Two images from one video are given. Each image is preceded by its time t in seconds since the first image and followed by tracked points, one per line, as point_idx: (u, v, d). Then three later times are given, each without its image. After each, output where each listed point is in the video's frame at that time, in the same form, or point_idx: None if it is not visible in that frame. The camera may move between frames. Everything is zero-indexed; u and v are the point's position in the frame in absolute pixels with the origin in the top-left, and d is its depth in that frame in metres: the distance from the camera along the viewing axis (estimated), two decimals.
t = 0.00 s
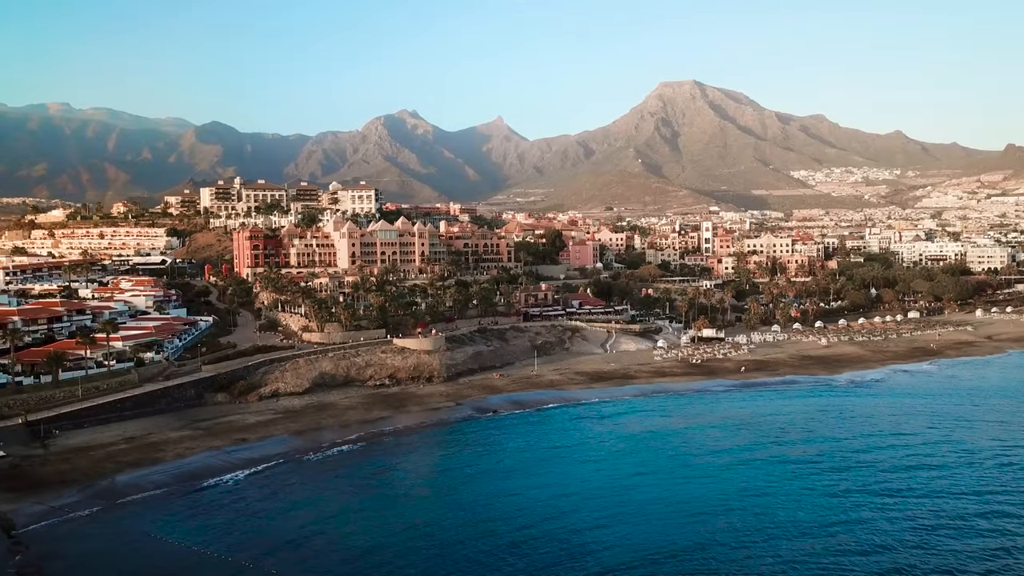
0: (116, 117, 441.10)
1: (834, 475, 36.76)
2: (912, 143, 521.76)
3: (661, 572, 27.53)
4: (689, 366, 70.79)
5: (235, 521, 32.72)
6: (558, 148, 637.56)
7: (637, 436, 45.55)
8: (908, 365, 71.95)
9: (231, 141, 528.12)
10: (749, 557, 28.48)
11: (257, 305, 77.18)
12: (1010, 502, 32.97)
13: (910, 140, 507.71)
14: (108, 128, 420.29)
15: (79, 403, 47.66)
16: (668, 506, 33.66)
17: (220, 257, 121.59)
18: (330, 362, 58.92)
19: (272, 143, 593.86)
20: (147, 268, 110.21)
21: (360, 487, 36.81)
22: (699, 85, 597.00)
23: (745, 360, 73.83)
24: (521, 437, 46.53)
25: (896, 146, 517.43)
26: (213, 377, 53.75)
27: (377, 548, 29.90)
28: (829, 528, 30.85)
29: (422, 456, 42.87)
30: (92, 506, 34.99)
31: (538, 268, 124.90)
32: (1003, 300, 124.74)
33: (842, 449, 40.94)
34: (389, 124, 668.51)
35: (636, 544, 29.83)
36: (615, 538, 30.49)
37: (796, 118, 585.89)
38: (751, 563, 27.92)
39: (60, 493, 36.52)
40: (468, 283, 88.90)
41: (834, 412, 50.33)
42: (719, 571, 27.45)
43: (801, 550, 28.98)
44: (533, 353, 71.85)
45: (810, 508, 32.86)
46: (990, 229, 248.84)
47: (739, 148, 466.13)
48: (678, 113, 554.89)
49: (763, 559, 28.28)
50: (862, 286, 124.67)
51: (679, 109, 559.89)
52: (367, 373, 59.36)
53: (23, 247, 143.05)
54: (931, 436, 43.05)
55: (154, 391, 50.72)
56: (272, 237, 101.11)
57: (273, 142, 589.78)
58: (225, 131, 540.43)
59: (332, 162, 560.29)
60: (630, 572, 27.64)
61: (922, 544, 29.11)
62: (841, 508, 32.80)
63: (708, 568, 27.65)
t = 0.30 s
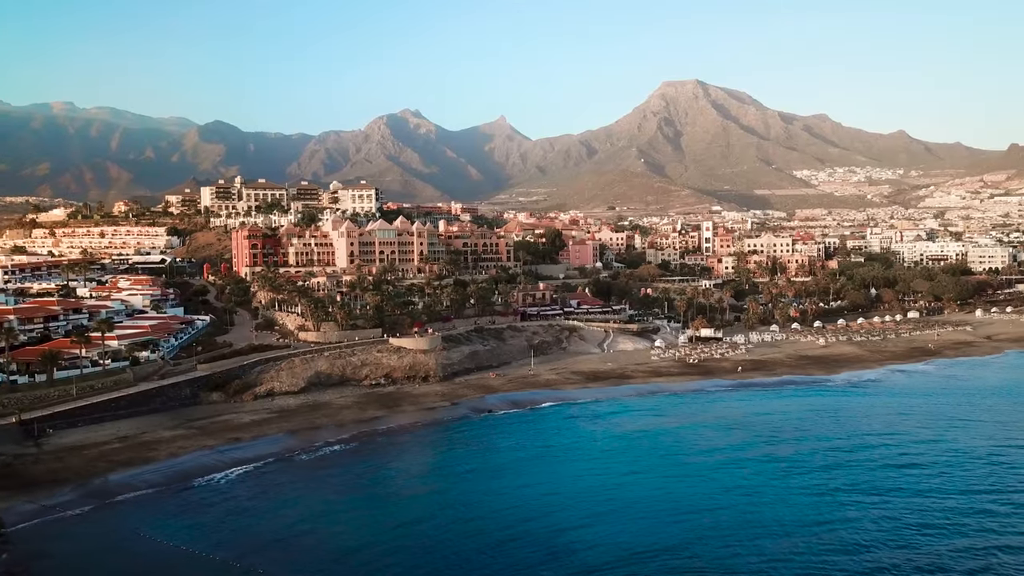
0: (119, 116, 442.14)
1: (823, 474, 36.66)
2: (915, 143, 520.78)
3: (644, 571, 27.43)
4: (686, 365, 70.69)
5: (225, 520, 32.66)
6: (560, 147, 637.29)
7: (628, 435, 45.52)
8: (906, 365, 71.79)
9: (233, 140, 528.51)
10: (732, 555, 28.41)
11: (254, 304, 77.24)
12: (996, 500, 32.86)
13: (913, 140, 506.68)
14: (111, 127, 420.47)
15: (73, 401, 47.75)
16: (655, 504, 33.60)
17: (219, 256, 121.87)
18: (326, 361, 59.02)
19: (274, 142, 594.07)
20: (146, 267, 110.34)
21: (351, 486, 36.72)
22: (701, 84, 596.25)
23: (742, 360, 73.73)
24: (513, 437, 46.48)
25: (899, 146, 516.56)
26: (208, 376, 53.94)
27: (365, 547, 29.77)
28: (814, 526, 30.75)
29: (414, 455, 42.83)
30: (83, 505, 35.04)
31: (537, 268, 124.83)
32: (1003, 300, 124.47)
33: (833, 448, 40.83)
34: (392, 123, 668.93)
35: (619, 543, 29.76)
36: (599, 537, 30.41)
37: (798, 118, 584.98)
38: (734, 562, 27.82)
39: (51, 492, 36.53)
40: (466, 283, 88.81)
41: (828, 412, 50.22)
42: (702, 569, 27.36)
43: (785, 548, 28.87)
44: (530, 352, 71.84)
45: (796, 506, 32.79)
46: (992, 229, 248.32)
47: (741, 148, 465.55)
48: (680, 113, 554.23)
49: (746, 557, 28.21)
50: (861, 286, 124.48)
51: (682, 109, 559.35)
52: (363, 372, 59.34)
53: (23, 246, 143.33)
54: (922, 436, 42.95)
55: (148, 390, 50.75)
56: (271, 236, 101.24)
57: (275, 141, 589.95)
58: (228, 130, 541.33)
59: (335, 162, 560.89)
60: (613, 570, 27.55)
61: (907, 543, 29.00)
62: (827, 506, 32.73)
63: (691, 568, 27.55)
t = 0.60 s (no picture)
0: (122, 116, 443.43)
1: (811, 473, 36.64)
2: (918, 142, 519.50)
3: (628, 570, 27.36)
4: (683, 365, 70.58)
5: (215, 520, 32.59)
6: (562, 146, 636.83)
7: (619, 435, 45.44)
8: (903, 365, 71.59)
9: (236, 140, 529.09)
10: (715, 555, 28.37)
11: (251, 303, 77.24)
12: (983, 500, 32.81)
13: (916, 139, 505.48)
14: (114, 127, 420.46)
15: (67, 401, 47.73)
16: (641, 504, 33.55)
17: (218, 254, 122.05)
18: (321, 360, 59.00)
19: (276, 141, 594.13)
20: (145, 266, 110.40)
21: (342, 486, 36.59)
22: (704, 83, 595.58)
23: (739, 360, 73.59)
24: (504, 437, 46.42)
25: (901, 146, 515.45)
26: (203, 375, 53.98)
27: (353, 547, 29.63)
28: (800, 525, 30.68)
29: (406, 454, 42.76)
30: (73, 504, 35.02)
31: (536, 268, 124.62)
32: (1002, 300, 124.13)
33: (821, 448, 40.80)
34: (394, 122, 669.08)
35: (603, 542, 29.70)
36: (584, 536, 30.37)
37: (801, 117, 583.90)
38: (717, 561, 27.78)
39: (42, 491, 36.50)
40: (463, 282, 88.73)
41: (820, 412, 50.13)
42: (685, 569, 27.27)
43: (767, 547, 28.86)
44: (526, 352, 71.77)
45: (783, 505, 32.70)
46: (994, 229, 247.66)
47: (744, 147, 464.79)
48: (682, 112, 553.50)
49: (730, 557, 28.13)
50: (861, 286, 124.21)
51: (684, 109, 558.79)
52: (358, 371, 59.33)
53: (24, 245, 143.37)
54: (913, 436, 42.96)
55: (143, 390, 50.74)
56: (269, 235, 101.28)
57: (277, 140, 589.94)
58: (230, 129, 542.06)
59: (337, 161, 561.35)
60: (597, 570, 27.49)
61: (891, 542, 28.95)
62: (813, 505, 32.64)
63: (673, 567, 27.49)
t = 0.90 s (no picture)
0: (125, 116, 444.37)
1: (798, 471, 36.59)
2: (921, 142, 518.69)
3: (610, 568, 27.31)
4: (679, 366, 70.50)
5: (204, 520, 32.54)
6: (564, 146, 636.77)
7: (609, 434, 45.38)
8: (899, 366, 71.47)
9: (238, 139, 529.60)
10: (698, 553, 28.29)
11: (248, 302, 77.27)
12: (970, 498, 32.79)
13: (918, 140, 504.60)
14: (116, 126, 421.44)
15: (60, 400, 47.72)
16: (627, 502, 33.48)
17: (217, 254, 122.01)
18: (316, 360, 59.04)
19: (279, 141, 594.63)
20: (144, 266, 110.40)
21: (331, 486, 36.49)
22: (706, 83, 595.09)
23: (736, 360, 73.53)
24: (495, 436, 46.39)
25: (904, 145, 514.58)
26: (197, 375, 54.05)
27: (339, 547, 29.55)
28: (785, 524, 30.58)
29: (397, 454, 42.63)
30: (62, 504, 34.95)
31: (535, 268, 124.56)
32: (1001, 300, 124.00)
33: (811, 447, 40.74)
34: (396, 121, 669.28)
35: (586, 541, 29.64)
36: (570, 534, 30.33)
37: (804, 117, 583.29)
38: (700, 560, 27.75)
39: (32, 491, 36.45)
40: (460, 281, 88.78)
41: (813, 412, 50.07)
42: (668, 568, 27.18)
43: (751, 546, 28.78)
44: (522, 352, 71.73)
45: (770, 504, 32.64)
46: (996, 229, 247.23)
47: (746, 147, 464.37)
48: (685, 112, 553.00)
49: (712, 555, 28.08)
50: (860, 286, 124.08)
51: (687, 109, 558.55)
52: (353, 371, 59.30)
53: (24, 245, 143.61)
54: (903, 435, 42.92)
55: (136, 389, 50.75)
56: (267, 234, 101.27)
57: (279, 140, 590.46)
58: (232, 129, 542.53)
59: (339, 160, 561.85)
60: (580, 568, 27.43)
61: (874, 540, 28.91)
62: (799, 504, 32.59)
63: (655, 566, 27.42)
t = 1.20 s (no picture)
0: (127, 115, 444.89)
1: (788, 472, 36.40)
2: (924, 142, 517.72)
3: (595, 569, 27.16)
4: (674, 366, 70.42)
5: (191, 520, 32.46)
6: (566, 146, 636.72)
7: (600, 435, 45.33)
8: (895, 366, 71.37)
9: (239, 139, 529.86)
10: (681, 553, 28.23)
11: (244, 302, 77.25)
12: (956, 498, 32.75)
13: (921, 139, 503.89)
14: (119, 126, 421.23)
15: (52, 400, 47.75)
16: (612, 502, 33.46)
17: (216, 254, 122.01)
18: (310, 359, 59.03)
19: (280, 140, 594.94)
20: (142, 266, 110.40)
21: (319, 487, 36.39)
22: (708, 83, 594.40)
23: (731, 360, 73.45)
24: (486, 436, 46.36)
25: (907, 145, 513.86)
26: (190, 374, 54.06)
27: (324, 548, 29.44)
28: (773, 525, 30.38)
29: (388, 454, 42.59)
30: (51, 504, 34.91)
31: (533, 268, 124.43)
32: (1001, 300, 123.83)
33: (800, 447, 40.68)
34: (398, 121, 669.64)
35: (570, 541, 29.58)
36: (558, 535, 30.15)
37: (806, 117, 582.58)
38: (685, 561, 27.54)
39: (21, 490, 36.41)
40: (457, 281, 88.76)
41: (804, 412, 50.01)
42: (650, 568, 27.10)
43: (734, 546, 28.71)
44: (517, 352, 71.67)
45: (756, 503, 32.58)
46: (998, 229, 246.88)
47: (748, 147, 463.99)
48: (687, 112, 552.29)
49: (695, 555, 28.01)
50: (859, 286, 123.94)
51: (689, 108, 558.33)
52: (347, 371, 59.28)
53: (23, 244, 143.71)
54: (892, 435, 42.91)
55: (129, 389, 50.73)
56: (264, 234, 101.29)
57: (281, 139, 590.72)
58: (234, 129, 543.00)
59: (341, 159, 562.24)
60: (567, 569, 27.20)
61: (858, 539, 28.85)
62: (785, 503, 32.53)
63: (638, 565, 27.32)
